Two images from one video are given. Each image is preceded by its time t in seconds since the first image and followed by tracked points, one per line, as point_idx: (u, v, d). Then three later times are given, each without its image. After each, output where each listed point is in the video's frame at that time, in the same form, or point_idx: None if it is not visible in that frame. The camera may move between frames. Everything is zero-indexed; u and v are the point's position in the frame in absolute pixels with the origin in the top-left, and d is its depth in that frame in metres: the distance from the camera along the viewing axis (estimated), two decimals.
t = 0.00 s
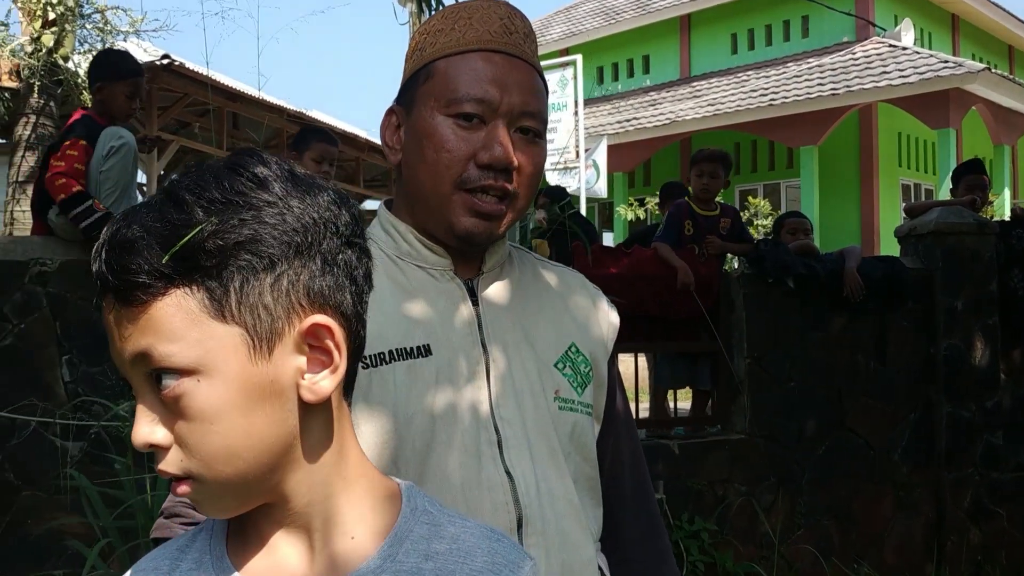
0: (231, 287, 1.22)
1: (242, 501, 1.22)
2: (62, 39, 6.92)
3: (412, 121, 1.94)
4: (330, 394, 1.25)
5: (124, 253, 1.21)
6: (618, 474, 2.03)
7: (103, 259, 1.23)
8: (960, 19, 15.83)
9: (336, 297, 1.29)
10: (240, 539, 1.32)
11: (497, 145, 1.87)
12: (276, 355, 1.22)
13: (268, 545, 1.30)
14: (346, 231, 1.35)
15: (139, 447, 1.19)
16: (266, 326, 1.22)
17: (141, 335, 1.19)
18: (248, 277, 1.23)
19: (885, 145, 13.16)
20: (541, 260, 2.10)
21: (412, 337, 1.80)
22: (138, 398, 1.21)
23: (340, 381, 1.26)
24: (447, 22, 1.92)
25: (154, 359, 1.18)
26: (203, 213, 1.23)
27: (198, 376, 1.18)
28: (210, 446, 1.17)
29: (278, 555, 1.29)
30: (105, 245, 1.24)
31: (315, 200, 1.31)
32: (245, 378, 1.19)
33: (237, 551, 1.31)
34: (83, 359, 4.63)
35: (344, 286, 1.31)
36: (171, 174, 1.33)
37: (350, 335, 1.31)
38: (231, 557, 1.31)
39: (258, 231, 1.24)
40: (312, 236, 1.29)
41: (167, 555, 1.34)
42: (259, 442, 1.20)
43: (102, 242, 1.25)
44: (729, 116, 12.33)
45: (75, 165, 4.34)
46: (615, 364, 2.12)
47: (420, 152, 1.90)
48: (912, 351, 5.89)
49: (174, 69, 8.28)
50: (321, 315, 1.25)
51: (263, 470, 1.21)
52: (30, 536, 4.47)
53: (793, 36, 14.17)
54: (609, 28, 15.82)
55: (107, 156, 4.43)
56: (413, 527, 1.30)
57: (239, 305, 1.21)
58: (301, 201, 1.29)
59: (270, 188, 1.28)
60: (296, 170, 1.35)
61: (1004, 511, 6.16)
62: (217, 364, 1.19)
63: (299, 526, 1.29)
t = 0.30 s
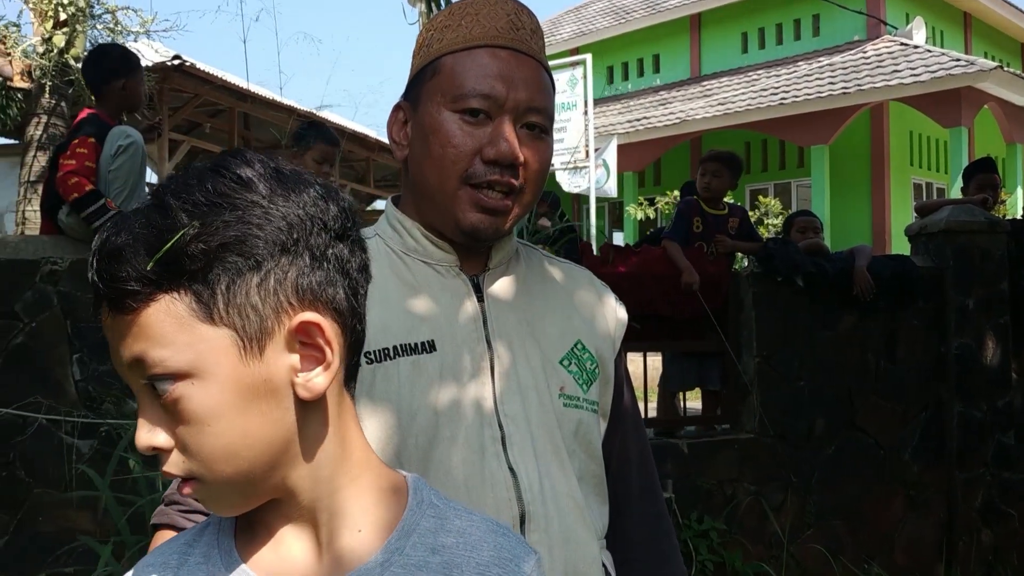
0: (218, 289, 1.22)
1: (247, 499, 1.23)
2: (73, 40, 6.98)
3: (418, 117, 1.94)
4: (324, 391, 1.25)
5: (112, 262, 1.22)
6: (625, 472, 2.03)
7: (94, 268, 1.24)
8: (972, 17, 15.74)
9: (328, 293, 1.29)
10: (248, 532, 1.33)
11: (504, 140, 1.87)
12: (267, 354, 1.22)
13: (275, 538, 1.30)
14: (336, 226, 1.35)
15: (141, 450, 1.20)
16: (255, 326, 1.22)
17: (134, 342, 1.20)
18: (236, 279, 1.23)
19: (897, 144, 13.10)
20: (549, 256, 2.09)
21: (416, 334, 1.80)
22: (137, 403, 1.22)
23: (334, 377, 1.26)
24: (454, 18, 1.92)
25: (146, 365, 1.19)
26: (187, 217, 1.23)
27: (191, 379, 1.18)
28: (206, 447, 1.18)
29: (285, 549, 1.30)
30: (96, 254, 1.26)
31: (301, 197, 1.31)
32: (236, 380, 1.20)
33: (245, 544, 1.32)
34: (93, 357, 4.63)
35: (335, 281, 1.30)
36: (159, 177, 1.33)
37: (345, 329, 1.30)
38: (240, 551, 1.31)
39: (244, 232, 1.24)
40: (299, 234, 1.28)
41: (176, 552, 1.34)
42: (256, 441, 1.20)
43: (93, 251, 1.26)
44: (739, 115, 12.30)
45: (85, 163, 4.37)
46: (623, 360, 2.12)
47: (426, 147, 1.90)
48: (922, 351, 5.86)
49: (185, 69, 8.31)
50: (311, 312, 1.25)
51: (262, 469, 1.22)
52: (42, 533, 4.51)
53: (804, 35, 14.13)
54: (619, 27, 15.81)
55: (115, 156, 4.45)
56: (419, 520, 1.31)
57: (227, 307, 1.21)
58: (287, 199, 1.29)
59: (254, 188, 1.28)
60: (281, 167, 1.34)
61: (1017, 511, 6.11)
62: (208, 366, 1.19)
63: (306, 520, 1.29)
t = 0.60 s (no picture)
0: (192, 299, 1.23)
1: (243, 502, 1.24)
2: (85, 40, 7.00)
3: (427, 115, 1.94)
4: (306, 394, 1.24)
5: (97, 279, 1.26)
6: (633, 468, 2.02)
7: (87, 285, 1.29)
8: (984, 15, 15.66)
9: (309, 295, 1.27)
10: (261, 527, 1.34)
11: (512, 138, 1.87)
12: (244, 361, 1.22)
13: (285, 535, 1.31)
14: (318, 227, 1.33)
15: (145, 457, 1.24)
16: (230, 334, 1.22)
17: (122, 357, 1.24)
18: (209, 288, 1.24)
19: (908, 142, 13.04)
20: (556, 255, 2.09)
21: (423, 331, 1.81)
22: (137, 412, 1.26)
23: (315, 380, 1.24)
24: (463, 17, 1.93)
25: (133, 379, 1.23)
26: (160, 232, 1.25)
27: (172, 389, 1.21)
28: (190, 454, 1.20)
29: (294, 545, 1.30)
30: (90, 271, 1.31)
31: (275, 203, 1.31)
32: (212, 389, 1.21)
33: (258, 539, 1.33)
34: (104, 356, 4.65)
35: (317, 283, 1.29)
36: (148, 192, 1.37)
37: (330, 329, 1.28)
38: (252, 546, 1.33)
39: (216, 241, 1.25)
40: (273, 239, 1.28)
41: (194, 549, 1.35)
42: (242, 445, 1.21)
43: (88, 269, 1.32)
44: (749, 115, 12.27)
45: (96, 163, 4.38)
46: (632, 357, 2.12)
47: (435, 145, 1.90)
48: (933, 350, 5.84)
49: (196, 70, 8.34)
50: (285, 317, 1.23)
51: (252, 473, 1.22)
52: (55, 531, 4.54)
53: (814, 34, 14.08)
54: (629, 26, 15.78)
55: (125, 156, 4.47)
56: (428, 512, 1.30)
57: (202, 316, 1.22)
58: (258, 206, 1.29)
59: (227, 196, 1.29)
60: (260, 173, 1.35)
61: None
62: (188, 375, 1.21)
63: (313, 518, 1.30)
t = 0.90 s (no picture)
0: (207, 293, 1.25)
1: (259, 496, 1.25)
2: (95, 41, 7.04)
3: (437, 115, 1.93)
4: (319, 387, 1.24)
5: (115, 273, 1.28)
6: (638, 469, 2.02)
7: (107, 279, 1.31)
8: (995, 14, 15.59)
9: (322, 289, 1.28)
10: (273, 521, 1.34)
11: (523, 139, 1.87)
12: (258, 354, 1.23)
13: (296, 529, 1.32)
14: (332, 224, 1.34)
15: (161, 451, 1.26)
16: (245, 327, 1.24)
17: (139, 350, 1.27)
18: (225, 282, 1.25)
19: (918, 141, 12.98)
20: (563, 255, 2.09)
21: (431, 331, 1.81)
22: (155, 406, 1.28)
23: (329, 373, 1.25)
24: (472, 17, 1.92)
25: (148, 374, 1.25)
26: (177, 228, 1.27)
27: (187, 383, 1.22)
28: (204, 447, 1.21)
29: (304, 539, 1.31)
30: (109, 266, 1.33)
31: (289, 200, 1.32)
32: (227, 381, 1.22)
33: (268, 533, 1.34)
34: (113, 356, 4.66)
35: (331, 277, 1.29)
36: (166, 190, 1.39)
37: (343, 324, 1.29)
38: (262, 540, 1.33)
39: (231, 237, 1.27)
40: (287, 234, 1.29)
41: (206, 544, 1.37)
42: (256, 438, 1.22)
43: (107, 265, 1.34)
44: (758, 114, 12.25)
45: (102, 163, 4.41)
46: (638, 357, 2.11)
47: (445, 144, 1.90)
48: (943, 350, 5.81)
49: (205, 70, 8.38)
50: (299, 310, 1.24)
51: (266, 466, 1.23)
52: (67, 530, 4.57)
53: (824, 32, 14.03)
54: (638, 25, 15.76)
55: (133, 156, 4.48)
56: (438, 511, 1.29)
57: (217, 310, 1.24)
58: (272, 203, 1.31)
59: (243, 194, 1.31)
60: (275, 171, 1.36)
61: None
62: (204, 368, 1.22)
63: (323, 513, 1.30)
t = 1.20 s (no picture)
0: (247, 291, 1.27)
1: (286, 493, 1.26)
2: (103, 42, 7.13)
3: (483, 122, 1.88)
4: (351, 386, 1.26)
5: (158, 268, 1.31)
6: (639, 469, 2.02)
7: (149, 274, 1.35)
8: (1003, 13, 15.53)
9: (357, 292, 1.30)
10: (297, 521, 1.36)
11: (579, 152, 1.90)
12: (293, 351, 1.26)
13: (321, 527, 1.33)
14: (369, 229, 1.36)
15: (195, 446, 1.28)
16: (281, 325, 1.26)
17: (178, 344, 1.29)
18: (264, 281, 1.28)
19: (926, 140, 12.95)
20: (566, 256, 2.08)
21: (437, 332, 1.82)
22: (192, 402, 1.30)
23: (360, 372, 1.27)
24: (508, 24, 1.92)
25: (186, 366, 1.28)
26: (220, 227, 1.30)
27: (223, 378, 1.25)
28: (235, 442, 1.23)
29: (330, 538, 1.32)
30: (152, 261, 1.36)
31: (329, 205, 1.35)
32: (262, 377, 1.24)
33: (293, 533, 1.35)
34: (122, 355, 4.70)
35: (366, 281, 1.31)
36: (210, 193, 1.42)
37: (376, 327, 1.31)
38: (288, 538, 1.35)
39: (272, 237, 1.30)
40: (325, 237, 1.32)
41: (230, 541, 1.38)
42: (288, 435, 1.24)
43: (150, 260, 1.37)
44: (765, 113, 12.23)
45: (112, 164, 4.41)
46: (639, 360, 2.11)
47: (503, 154, 1.86)
48: (952, 349, 5.80)
49: (212, 71, 8.39)
50: (334, 310, 1.27)
51: (296, 463, 1.25)
52: (76, 528, 4.59)
53: (831, 32, 14.00)
54: (644, 25, 15.75)
55: (142, 156, 4.49)
56: (463, 514, 1.32)
57: (254, 308, 1.27)
58: (312, 206, 1.33)
59: (285, 198, 1.33)
60: (317, 177, 1.39)
61: None
62: (240, 365, 1.25)
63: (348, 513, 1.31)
